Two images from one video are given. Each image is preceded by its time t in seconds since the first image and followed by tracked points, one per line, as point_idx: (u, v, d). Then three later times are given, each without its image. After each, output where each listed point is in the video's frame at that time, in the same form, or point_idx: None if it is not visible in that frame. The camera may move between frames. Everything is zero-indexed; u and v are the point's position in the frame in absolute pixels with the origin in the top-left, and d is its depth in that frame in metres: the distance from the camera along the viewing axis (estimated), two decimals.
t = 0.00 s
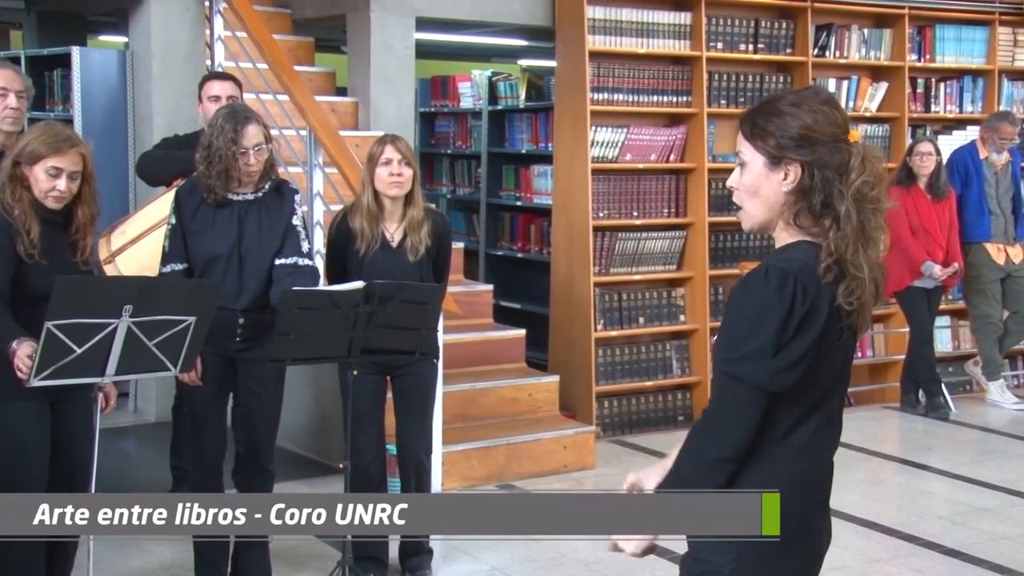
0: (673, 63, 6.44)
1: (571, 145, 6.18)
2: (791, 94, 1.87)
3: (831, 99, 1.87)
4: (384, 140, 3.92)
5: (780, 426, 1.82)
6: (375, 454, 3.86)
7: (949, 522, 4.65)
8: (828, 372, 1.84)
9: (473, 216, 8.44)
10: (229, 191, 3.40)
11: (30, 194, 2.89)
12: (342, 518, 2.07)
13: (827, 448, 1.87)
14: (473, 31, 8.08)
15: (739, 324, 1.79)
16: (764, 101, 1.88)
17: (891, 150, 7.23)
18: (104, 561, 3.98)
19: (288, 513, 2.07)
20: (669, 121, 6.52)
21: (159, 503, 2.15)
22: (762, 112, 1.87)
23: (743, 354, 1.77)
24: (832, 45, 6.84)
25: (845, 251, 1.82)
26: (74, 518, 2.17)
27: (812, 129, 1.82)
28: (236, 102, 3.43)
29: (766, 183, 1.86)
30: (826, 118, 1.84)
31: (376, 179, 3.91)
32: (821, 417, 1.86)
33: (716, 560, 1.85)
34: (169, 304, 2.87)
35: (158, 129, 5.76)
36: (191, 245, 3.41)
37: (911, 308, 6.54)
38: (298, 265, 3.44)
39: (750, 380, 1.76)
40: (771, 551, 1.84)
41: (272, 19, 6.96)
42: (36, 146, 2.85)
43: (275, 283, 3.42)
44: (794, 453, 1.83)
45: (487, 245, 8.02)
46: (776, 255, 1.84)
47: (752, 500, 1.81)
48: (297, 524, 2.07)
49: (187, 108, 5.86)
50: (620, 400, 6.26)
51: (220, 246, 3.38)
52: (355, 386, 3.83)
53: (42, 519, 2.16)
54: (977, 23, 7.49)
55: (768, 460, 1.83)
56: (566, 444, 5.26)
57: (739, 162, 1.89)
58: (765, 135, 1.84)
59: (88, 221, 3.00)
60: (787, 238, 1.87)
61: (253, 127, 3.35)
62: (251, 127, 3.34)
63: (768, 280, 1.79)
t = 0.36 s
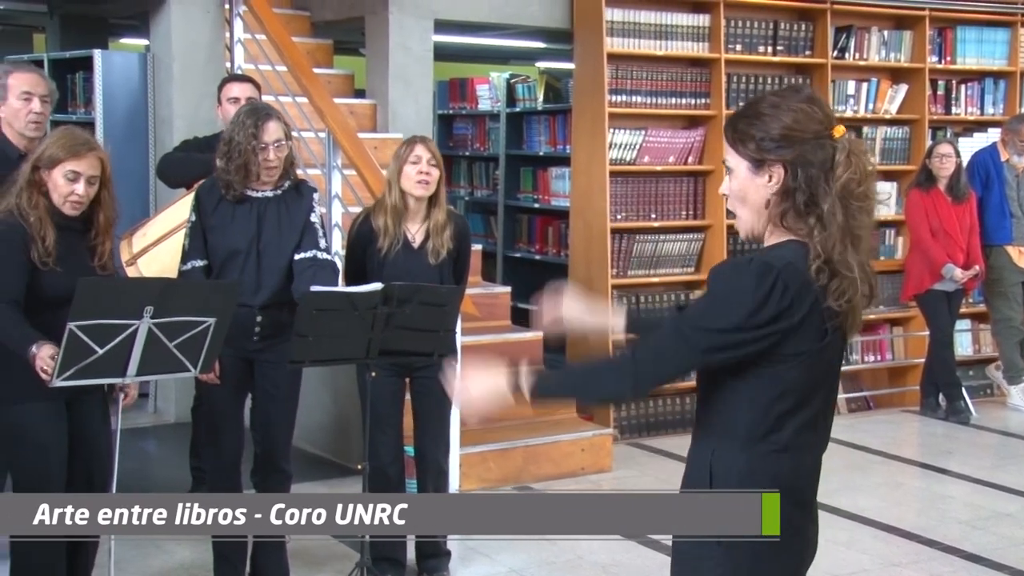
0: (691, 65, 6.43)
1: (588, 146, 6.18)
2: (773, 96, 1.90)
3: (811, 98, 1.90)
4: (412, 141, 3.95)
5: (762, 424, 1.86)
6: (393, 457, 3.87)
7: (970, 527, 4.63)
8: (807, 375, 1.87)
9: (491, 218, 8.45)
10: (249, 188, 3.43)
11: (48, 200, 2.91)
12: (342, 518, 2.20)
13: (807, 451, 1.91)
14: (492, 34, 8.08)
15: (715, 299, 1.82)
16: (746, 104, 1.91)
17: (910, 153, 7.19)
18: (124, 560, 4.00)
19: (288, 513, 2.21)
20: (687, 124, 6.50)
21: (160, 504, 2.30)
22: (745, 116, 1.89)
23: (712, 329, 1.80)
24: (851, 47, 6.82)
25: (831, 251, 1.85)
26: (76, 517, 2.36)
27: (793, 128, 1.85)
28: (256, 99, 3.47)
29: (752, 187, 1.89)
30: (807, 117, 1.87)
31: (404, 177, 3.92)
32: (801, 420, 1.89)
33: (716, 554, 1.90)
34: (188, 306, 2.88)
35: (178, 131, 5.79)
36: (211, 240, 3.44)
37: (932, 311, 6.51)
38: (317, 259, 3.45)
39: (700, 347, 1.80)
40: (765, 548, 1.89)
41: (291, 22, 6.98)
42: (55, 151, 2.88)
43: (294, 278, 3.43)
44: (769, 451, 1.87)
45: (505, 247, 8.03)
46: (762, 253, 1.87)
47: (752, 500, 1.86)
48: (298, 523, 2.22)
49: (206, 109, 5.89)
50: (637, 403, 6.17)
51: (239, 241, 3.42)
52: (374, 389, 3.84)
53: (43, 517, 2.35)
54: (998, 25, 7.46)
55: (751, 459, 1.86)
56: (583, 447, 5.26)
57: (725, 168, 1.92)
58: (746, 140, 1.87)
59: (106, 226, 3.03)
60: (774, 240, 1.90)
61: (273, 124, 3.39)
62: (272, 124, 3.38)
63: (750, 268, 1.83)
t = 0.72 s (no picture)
0: (715, 67, 6.42)
1: (611, 149, 6.18)
2: (749, 101, 1.89)
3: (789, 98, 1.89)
4: (423, 142, 3.93)
5: (754, 424, 1.84)
6: (416, 459, 3.87)
7: (996, 532, 4.59)
8: (801, 374, 1.86)
9: (514, 219, 8.45)
10: (281, 188, 3.44)
11: (61, 215, 2.91)
12: (342, 518, 2.31)
13: (804, 450, 1.88)
14: (515, 36, 8.09)
15: (700, 320, 1.82)
16: (724, 109, 1.91)
17: (935, 154, 7.14)
18: (149, 560, 4.03)
19: (287, 513, 2.32)
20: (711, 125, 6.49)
21: (160, 505, 2.36)
22: (721, 121, 1.89)
23: (699, 351, 1.79)
24: (876, 49, 6.78)
25: (806, 249, 1.82)
26: (75, 516, 2.42)
27: (769, 129, 1.84)
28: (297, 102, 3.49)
29: (733, 190, 1.88)
30: (781, 117, 1.86)
31: (416, 180, 3.92)
32: (795, 418, 1.87)
33: (720, 554, 1.89)
34: (213, 308, 2.90)
35: (202, 133, 5.83)
36: (240, 236, 3.45)
37: (957, 314, 6.46)
38: (342, 262, 3.47)
39: (708, 376, 1.78)
40: (764, 550, 1.88)
41: (315, 24, 7.01)
42: (69, 168, 2.86)
43: (320, 278, 3.45)
44: (771, 452, 1.85)
45: (528, 250, 8.03)
46: (741, 255, 1.87)
47: (752, 500, 1.84)
48: (298, 523, 2.33)
49: (231, 112, 5.92)
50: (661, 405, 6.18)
51: (269, 238, 3.43)
52: (397, 391, 3.85)
53: (43, 519, 2.38)
54: None
55: (743, 457, 1.85)
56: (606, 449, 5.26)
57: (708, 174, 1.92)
58: (723, 144, 1.87)
59: (117, 241, 2.97)
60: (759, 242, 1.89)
61: (308, 129, 3.40)
62: (308, 130, 3.40)
63: (729, 277, 1.82)
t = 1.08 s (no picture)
0: (735, 68, 6.40)
1: (630, 151, 6.18)
2: (773, 101, 1.90)
3: (812, 102, 1.91)
4: (434, 149, 3.92)
5: (765, 424, 1.88)
6: (435, 459, 3.88)
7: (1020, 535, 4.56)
8: (812, 375, 1.89)
9: (533, 220, 8.44)
10: (311, 194, 3.47)
11: (82, 213, 2.93)
12: (341, 518, 2.33)
13: (808, 449, 1.92)
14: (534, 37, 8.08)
15: (716, 322, 1.84)
16: (747, 109, 1.92)
17: (958, 155, 7.10)
18: (171, 559, 4.05)
19: (288, 513, 2.35)
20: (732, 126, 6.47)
21: (160, 504, 2.37)
22: (744, 120, 1.90)
23: (708, 349, 1.83)
24: (898, 49, 6.75)
25: (824, 254, 1.85)
26: (75, 516, 2.40)
27: (792, 130, 1.86)
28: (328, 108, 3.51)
29: (752, 189, 1.89)
30: (805, 119, 1.87)
31: (428, 189, 3.93)
32: (802, 416, 1.90)
33: (721, 552, 1.92)
34: (235, 308, 2.91)
35: (224, 134, 5.86)
36: (266, 237, 3.47)
37: (980, 316, 6.42)
38: (364, 270, 3.48)
39: (722, 377, 1.81)
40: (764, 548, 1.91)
41: (335, 25, 7.02)
42: (84, 164, 2.89)
43: (342, 284, 3.47)
44: (778, 451, 1.88)
45: (547, 250, 8.02)
46: (760, 257, 1.89)
47: (753, 500, 1.87)
48: (298, 523, 2.35)
49: (252, 113, 5.95)
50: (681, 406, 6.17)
51: (293, 243, 3.44)
52: (416, 392, 3.86)
53: (43, 519, 2.37)
54: None
55: (747, 456, 1.88)
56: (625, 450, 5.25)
57: (727, 172, 1.93)
58: (746, 143, 1.88)
59: (135, 235, 2.98)
60: (776, 243, 1.91)
61: (339, 136, 3.44)
62: (337, 138, 3.43)
63: (747, 280, 1.84)
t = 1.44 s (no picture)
0: (752, 68, 6.39)
1: (646, 152, 6.16)
2: (793, 96, 1.94)
3: (829, 97, 1.95)
4: (460, 149, 3.95)
5: (779, 412, 1.90)
6: (452, 459, 3.88)
7: None
8: (827, 368, 1.91)
9: (549, 221, 8.43)
10: (325, 196, 3.48)
11: (114, 205, 2.96)
12: (342, 518, 2.30)
13: (825, 440, 1.94)
14: (550, 38, 8.08)
15: (734, 289, 1.87)
16: (766, 105, 1.95)
17: (976, 155, 7.07)
18: (188, 558, 4.07)
19: (288, 513, 2.31)
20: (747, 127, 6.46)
21: (159, 505, 2.36)
22: (765, 114, 1.93)
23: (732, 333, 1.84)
24: (916, 49, 6.72)
25: (852, 246, 1.89)
26: (75, 516, 2.39)
27: (814, 123, 1.90)
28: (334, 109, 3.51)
29: (776, 181, 1.91)
30: (826, 113, 1.91)
31: (455, 188, 3.92)
32: (816, 409, 1.92)
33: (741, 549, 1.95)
34: (251, 308, 2.92)
35: (240, 135, 5.89)
36: (283, 241, 3.48)
37: (998, 317, 6.38)
38: (382, 267, 3.50)
39: (727, 339, 1.84)
40: (781, 545, 1.93)
41: (351, 27, 7.03)
42: (119, 156, 2.93)
43: (361, 282, 3.48)
44: (790, 440, 1.91)
45: (563, 251, 8.02)
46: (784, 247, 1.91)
47: (753, 501, 1.91)
48: (298, 523, 2.32)
49: (269, 114, 5.97)
50: (697, 407, 6.15)
51: (311, 246, 3.46)
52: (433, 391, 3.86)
53: (43, 519, 2.33)
54: None
55: (768, 446, 1.91)
56: (641, 451, 5.25)
57: (747, 165, 1.95)
58: (770, 136, 1.91)
59: (165, 231, 3.02)
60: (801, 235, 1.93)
61: (347, 136, 3.44)
62: (344, 137, 3.42)
63: (772, 262, 1.87)
